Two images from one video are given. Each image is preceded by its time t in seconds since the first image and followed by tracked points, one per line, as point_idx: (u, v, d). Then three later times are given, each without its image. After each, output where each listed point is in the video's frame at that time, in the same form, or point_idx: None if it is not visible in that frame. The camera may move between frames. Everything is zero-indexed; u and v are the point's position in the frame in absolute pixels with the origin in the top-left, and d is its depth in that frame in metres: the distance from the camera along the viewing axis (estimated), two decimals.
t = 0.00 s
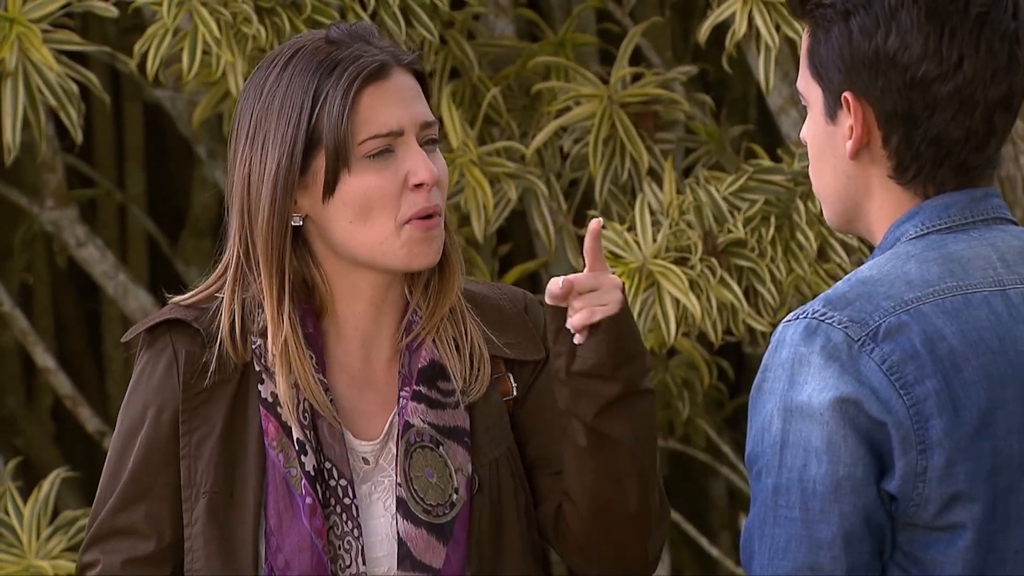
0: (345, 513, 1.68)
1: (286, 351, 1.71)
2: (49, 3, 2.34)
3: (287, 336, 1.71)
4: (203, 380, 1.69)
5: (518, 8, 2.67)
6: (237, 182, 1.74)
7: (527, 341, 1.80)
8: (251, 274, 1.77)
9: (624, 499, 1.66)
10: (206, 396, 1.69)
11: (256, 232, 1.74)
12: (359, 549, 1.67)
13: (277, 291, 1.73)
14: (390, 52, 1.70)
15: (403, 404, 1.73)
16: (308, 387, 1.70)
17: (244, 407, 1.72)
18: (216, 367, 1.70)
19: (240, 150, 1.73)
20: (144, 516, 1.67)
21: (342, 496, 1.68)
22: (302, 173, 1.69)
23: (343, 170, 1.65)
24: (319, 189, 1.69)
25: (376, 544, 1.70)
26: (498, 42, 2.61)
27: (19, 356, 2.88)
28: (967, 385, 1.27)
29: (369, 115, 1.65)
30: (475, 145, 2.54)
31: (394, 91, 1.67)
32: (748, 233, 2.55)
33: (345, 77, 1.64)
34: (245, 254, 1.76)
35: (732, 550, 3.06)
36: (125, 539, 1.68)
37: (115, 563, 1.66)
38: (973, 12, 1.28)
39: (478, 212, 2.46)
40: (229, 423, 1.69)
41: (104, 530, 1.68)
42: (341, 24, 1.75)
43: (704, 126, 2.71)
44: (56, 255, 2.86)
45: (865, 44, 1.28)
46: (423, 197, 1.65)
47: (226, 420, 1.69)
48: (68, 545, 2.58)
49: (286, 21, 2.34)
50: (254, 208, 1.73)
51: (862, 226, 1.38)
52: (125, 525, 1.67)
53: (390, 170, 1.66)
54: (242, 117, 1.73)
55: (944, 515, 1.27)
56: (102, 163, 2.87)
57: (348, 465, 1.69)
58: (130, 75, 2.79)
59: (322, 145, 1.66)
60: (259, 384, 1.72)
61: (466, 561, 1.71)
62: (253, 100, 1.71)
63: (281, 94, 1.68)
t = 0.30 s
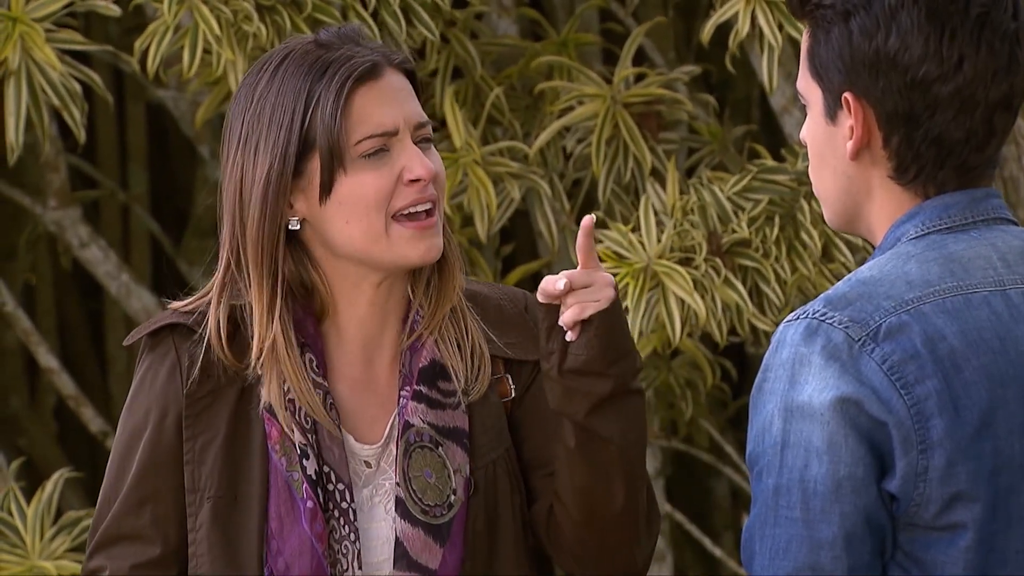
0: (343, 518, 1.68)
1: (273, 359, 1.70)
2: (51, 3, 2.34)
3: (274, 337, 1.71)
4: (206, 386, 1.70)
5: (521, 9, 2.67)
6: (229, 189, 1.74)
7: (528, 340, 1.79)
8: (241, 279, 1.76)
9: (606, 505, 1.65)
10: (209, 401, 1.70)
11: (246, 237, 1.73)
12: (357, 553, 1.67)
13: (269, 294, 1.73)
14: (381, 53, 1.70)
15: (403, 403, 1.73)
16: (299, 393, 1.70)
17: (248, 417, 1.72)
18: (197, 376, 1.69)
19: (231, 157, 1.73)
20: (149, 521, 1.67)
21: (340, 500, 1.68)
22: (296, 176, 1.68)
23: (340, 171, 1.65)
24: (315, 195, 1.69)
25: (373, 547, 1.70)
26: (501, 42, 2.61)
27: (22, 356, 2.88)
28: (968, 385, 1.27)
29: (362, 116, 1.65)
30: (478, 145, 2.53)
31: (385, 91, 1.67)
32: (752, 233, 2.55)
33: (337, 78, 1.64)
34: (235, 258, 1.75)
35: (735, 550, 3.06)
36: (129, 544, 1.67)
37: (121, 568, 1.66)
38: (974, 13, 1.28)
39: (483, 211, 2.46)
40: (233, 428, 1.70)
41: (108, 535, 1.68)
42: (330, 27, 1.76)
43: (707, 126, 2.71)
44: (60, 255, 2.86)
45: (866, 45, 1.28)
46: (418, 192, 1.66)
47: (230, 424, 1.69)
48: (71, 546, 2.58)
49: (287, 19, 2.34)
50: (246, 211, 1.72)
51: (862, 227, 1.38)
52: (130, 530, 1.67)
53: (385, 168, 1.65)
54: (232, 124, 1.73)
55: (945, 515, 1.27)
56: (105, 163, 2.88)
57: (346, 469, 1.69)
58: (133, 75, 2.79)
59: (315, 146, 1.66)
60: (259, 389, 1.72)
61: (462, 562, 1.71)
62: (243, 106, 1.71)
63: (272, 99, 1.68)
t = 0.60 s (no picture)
0: (339, 524, 1.68)
1: (272, 361, 1.71)
2: (50, 4, 2.34)
3: (273, 344, 1.72)
4: (202, 389, 1.69)
5: (520, 9, 2.67)
6: (226, 194, 1.74)
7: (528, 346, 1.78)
8: (239, 286, 1.77)
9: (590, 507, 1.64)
10: (206, 404, 1.69)
11: (244, 242, 1.74)
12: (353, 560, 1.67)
13: (265, 300, 1.74)
14: (378, 55, 1.70)
15: (403, 409, 1.73)
16: (294, 401, 1.70)
17: (245, 425, 1.72)
18: (204, 378, 1.70)
19: (229, 161, 1.73)
20: (145, 523, 1.67)
21: (336, 507, 1.69)
22: (295, 180, 1.69)
23: (339, 175, 1.66)
24: (315, 198, 1.69)
25: (369, 553, 1.71)
26: (500, 42, 2.61)
27: (22, 357, 2.89)
28: (964, 385, 1.27)
29: (361, 118, 1.65)
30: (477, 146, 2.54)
31: (384, 94, 1.68)
32: (744, 236, 2.55)
33: (335, 81, 1.65)
34: (233, 268, 1.77)
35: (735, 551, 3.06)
36: (125, 545, 1.68)
37: (115, 569, 1.66)
38: (970, 13, 1.28)
39: (481, 212, 2.46)
40: (230, 431, 1.70)
41: (104, 536, 1.68)
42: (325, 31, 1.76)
43: (706, 127, 2.71)
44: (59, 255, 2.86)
45: (861, 46, 1.28)
46: (419, 193, 1.65)
47: (227, 429, 1.69)
48: (71, 547, 2.59)
49: (281, 19, 2.35)
50: (244, 215, 1.72)
51: (858, 228, 1.38)
52: (126, 532, 1.67)
53: (387, 169, 1.66)
54: (228, 127, 1.73)
55: (941, 515, 1.27)
56: (104, 164, 2.88)
57: (343, 476, 1.70)
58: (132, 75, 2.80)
59: (315, 150, 1.66)
60: (257, 394, 1.72)
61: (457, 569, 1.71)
62: (240, 111, 1.71)
63: (269, 103, 1.68)
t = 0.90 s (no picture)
0: (341, 528, 1.69)
1: (287, 369, 1.71)
2: (50, 3, 2.34)
3: (287, 350, 1.72)
4: (202, 390, 1.70)
5: (520, 8, 2.67)
6: (234, 194, 1.74)
7: (531, 350, 1.79)
8: (246, 282, 1.77)
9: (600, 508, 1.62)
10: (204, 405, 1.69)
11: (252, 241, 1.74)
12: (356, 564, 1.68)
13: (275, 304, 1.74)
14: (389, 58, 1.70)
15: (405, 415, 1.73)
16: (310, 402, 1.71)
17: (241, 420, 1.72)
18: (213, 378, 1.70)
19: (237, 162, 1.73)
20: (144, 523, 1.67)
21: (338, 511, 1.69)
22: (302, 182, 1.69)
23: (346, 178, 1.66)
24: (321, 200, 1.70)
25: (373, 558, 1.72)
26: (501, 41, 2.61)
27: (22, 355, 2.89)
28: (962, 383, 1.27)
29: (369, 121, 1.66)
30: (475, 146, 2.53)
31: (395, 98, 1.68)
32: (739, 232, 2.55)
33: (345, 84, 1.65)
34: (240, 264, 1.76)
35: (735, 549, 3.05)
36: (124, 545, 1.68)
37: (116, 570, 1.66)
38: (968, 12, 1.28)
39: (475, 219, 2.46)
40: (229, 431, 1.70)
41: (103, 537, 1.68)
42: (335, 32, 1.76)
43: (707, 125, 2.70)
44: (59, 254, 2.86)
45: (860, 44, 1.28)
46: (426, 200, 1.66)
47: (225, 430, 1.70)
48: (72, 546, 2.59)
49: (278, 19, 2.35)
50: (251, 217, 1.73)
51: (857, 227, 1.38)
52: (126, 532, 1.67)
53: (391, 177, 1.66)
54: (236, 125, 1.73)
55: (939, 513, 1.27)
56: (105, 162, 2.88)
57: (343, 480, 1.70)
58: (133, 74, 2.80)
59: (323, 152, 1.67)
60: (255, 398, 1.72)
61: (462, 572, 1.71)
62: (249, 111, 1.71)
63: (278, 103, 1.68)
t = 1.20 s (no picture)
0: (336, 535, 1.71)
1: (298, 374, 1.72)
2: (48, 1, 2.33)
3: (298, 359, 1.72)
4: (198, 393, 1.71)
5: (520, 8, 2.67)
6: (241, 198, 1.74)
7: (530, 351, 1.84)
8: (256, 286, 1.76)
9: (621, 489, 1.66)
10: (201, 408, 1.70)
11: (259, 244, 1.73)
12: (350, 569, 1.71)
13: (287, 311, 1.74)
14: (392, 57, 1.72)
15: (402, 420, 1.76)
16: (314, 404, 1.72)
17: (239, 422, 1.73)
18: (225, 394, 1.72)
19: (242, 165, 1.74)
20: (142, 525, 1.68)
21: (332, 517, 1.71)
22: (309, 182, 1.70)
23: (352, 177, 1.67)
24: (328, 200, 1.70)
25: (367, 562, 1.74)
26: (500, 41, 2.61)
27: (20, 355, 2.89)
28: (961, 384, 1.27)
29: (371, 117, 1.67)
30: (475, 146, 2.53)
31: (398, 94, 1.70)
32: (740, 232, 2.55)
33: (348, 82, 1.66)
34: (249, 269, 1.76)
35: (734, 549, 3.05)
36: (122, 547, 1.68)
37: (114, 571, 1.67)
38: (967, 12, 1.28)
39: (477, 211, 2.47)
40: (225, 433, 1.72)
41: (101, 538, 1.69)
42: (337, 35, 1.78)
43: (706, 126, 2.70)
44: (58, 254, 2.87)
45: (859, 44, 1.28)
46: (432, 195, 1.66)
47: (221, 432, 1.71)
48: (70, 546, 2.59)
49: (276, 15, 2.35)
50: (259, 221, 1.73)
51: (855, 227, 1.38)
52: (124, 533, 1.68)
53: (397, 173, 1.67)
54: (241, 129, 1.74)
55: (937, 513, 1.27)
56: (103, 162, 2.88)
57: (339, 486, 1.72)
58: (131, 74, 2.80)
59: (328, 152, 1.68)
60: (251, 403, 1.74)
61: None
62: (254, 117, 1.72)
63: (284, 105, 1.69)
